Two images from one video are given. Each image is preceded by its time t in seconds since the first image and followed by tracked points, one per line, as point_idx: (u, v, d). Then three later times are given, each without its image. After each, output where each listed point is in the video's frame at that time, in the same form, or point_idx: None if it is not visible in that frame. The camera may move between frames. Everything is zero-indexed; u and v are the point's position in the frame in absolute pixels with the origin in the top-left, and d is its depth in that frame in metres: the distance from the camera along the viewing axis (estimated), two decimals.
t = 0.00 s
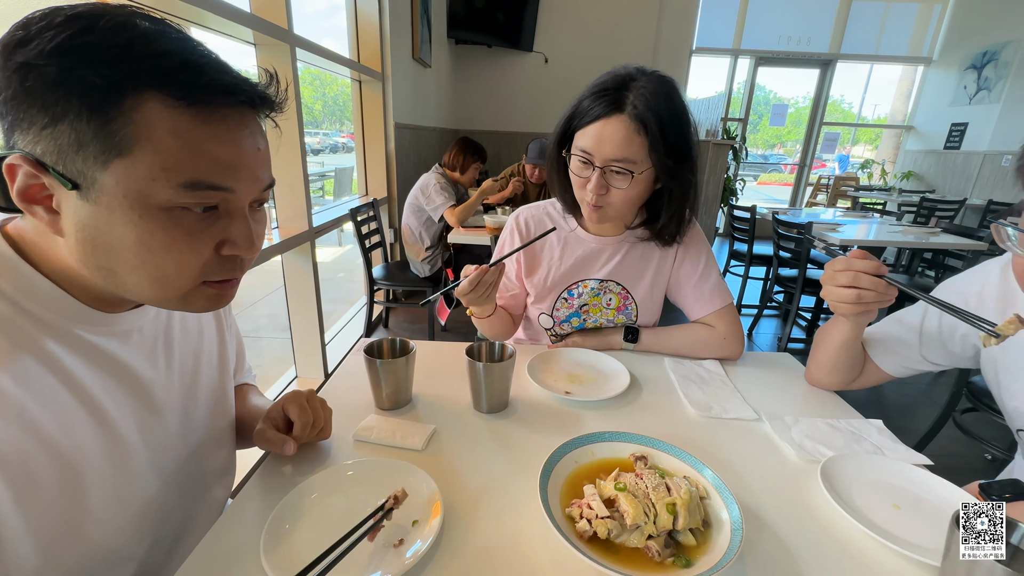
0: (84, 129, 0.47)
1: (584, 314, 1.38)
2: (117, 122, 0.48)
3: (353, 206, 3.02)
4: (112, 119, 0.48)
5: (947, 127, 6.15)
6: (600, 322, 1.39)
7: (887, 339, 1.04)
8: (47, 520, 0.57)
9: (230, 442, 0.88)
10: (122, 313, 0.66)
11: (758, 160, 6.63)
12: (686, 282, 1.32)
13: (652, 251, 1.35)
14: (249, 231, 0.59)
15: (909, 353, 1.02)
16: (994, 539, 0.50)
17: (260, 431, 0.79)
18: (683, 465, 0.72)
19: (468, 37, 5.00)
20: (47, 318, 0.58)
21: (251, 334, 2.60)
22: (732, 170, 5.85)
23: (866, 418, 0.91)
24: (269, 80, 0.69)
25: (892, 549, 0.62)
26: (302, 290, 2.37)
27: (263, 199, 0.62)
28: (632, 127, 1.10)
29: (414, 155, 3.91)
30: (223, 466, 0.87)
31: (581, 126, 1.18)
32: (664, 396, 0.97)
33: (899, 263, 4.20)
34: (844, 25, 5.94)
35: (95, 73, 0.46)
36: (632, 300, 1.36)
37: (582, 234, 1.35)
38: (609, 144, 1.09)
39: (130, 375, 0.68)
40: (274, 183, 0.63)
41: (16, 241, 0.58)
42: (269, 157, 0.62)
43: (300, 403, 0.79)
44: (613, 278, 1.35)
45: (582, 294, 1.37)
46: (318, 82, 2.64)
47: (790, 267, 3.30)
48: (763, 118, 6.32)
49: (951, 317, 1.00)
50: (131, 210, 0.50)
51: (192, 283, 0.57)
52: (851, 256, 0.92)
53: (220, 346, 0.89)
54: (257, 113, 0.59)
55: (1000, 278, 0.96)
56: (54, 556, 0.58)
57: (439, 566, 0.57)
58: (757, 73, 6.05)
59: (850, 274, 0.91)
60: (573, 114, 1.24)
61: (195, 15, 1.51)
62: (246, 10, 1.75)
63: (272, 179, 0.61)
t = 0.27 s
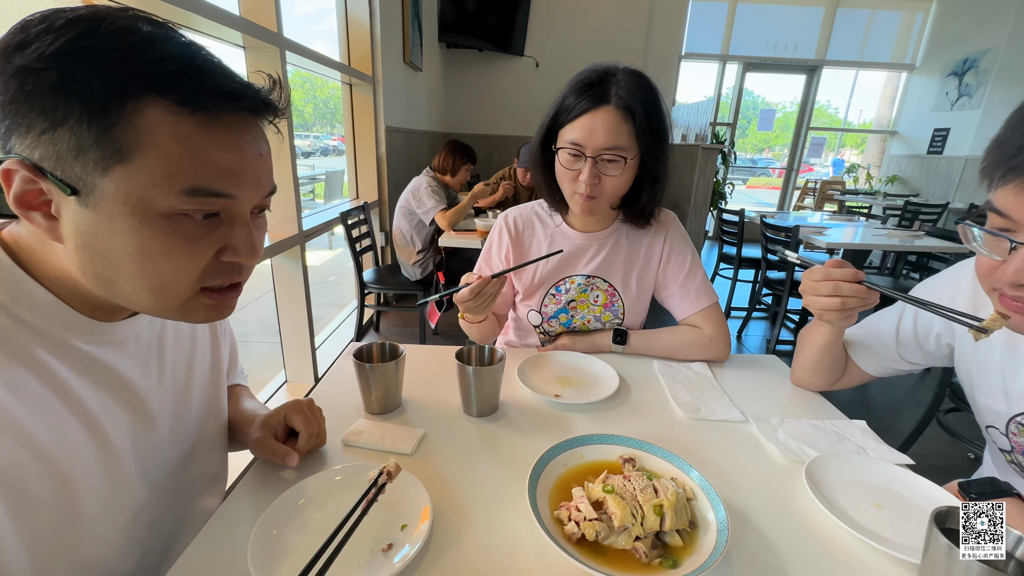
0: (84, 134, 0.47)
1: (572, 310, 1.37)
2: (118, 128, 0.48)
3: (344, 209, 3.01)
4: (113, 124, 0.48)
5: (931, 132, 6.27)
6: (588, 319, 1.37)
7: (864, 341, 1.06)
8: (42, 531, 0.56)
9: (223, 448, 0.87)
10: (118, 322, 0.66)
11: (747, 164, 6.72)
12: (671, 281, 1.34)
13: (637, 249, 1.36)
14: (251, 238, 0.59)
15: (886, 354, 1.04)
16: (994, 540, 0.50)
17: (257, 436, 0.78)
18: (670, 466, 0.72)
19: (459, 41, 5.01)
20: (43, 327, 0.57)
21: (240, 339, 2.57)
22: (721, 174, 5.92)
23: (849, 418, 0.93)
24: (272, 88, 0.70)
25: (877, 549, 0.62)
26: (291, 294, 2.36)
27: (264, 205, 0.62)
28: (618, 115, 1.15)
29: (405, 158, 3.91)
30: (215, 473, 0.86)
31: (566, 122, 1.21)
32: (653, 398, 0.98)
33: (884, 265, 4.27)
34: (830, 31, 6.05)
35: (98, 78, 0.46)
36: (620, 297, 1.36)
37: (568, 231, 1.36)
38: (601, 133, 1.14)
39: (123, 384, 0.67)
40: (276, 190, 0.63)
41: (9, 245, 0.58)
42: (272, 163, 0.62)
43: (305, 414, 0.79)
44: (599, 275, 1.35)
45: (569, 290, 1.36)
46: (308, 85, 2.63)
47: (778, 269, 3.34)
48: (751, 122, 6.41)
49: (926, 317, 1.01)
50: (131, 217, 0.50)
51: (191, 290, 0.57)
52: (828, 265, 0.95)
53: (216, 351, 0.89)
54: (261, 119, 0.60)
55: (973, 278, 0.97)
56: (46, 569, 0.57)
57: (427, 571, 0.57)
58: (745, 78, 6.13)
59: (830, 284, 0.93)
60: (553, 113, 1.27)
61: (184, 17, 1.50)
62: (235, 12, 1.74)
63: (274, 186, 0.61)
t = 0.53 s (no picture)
0: (104, 155, 0.48)
1: (561, 311, 1.38)
2: (138, 150, 0.49)
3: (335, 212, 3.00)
4: (134, 147, 0.48)
5: (914, 136, 6.40)
6: (576, 320, 1.38)
7: (848, 341, 1.09)
8: (49, 544, 0.56)
9: (218, 455, 0.87)
10: (120, 330, 0.66)
11: (735, 167, 6.80)
12: (659, 282, 1.35)
13: (625, 250, 1.38)
14: (259, 257, 0.59)
15: (869, 354, 1.07)
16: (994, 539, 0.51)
17: (247, 451, 0.77)
18: (658, 467, 0.74)
19: (450, 44, 5.02)
20: (49, 337, 0.57)
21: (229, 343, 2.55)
22: (711, 177, 5.98)
23: (832, 418, 0.95)
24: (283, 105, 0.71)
25: (860, 546, 0.64)
26: (282, 298, 2.34)
27: (274, 223, 0.63)
28: (609, 118, 1.17)
29: (396, 161, 3.91)
30: (210, 479, 0.86)
31: (557, 127, 1.23)
32: (642, 400, 0.99)
33: (870, 267, 4.34)
34: (815, 37, 6.15)
35: (121, 102, 0.47)
36: (607, 299, 1.37)
37: (558, 233, 1.37)
38: (594, 136, 1.16)
39: (125, 395, 0.67)
40: (285, 209, 0.64)
41: (15, 254, 0.58)
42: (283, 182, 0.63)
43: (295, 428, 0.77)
44: (587, 276, 1.37)
45: (558, 291, 1.37)
46: (299, 88, 2.62)
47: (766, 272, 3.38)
48: (740, 126, 6.49)
49: (907, 318, 1.04)
50: (145, 237, 0.50)
51: (200, 306, 0.57)
52: (807, 263, 0.97)
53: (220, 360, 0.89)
54: (276, 140, 0.61)
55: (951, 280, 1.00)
56: None
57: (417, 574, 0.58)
58: (733, 82, 6.21)
59: (809, 282, 0.96)
60: (541, 120, 1.29)
61: (174, 21, 1.50)
62: (225, 16, 1.74)
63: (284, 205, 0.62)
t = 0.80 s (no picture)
0: (79, 148, 0.47)
1: (552, 312, 1.38)
2: (113, 144, 0.48)
3: (325, 215, 2.97)
4: (109, 142, 0.47)
5: (898, 138, 6.51)
6: (567, 321, 1.38)
7: (836, 342, 1.10)
8: (30, 551, 0.54)
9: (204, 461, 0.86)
10: (105, 332, 0.65)
11: (725, 169, 6.87)
12: (650, 284, 1.36)
13: (615, 251, 1.38)
14: (240, 253, 0.58)
15: (856, 354, 1.08)
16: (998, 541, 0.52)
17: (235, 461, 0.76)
18: (649, 468, 0.74)
19: (440, 46, 5.02)
20: (28, 337, 0.56)
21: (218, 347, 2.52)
22: (700, 179, 6.03)
23: (820, 417, 0.96)
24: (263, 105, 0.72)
25: (851, 546, 0.64)
26: (271, 301, 2.31)
27: (253, 221, 0.62)
28: (600, 120, 1.17)
29: (387, 163, 3.89)
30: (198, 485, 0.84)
31: (548, 130, 1.23)
32: (633, 401, 0.99)
33: (857, 268, 4.40)
34: (802, 41, 6.24)
35: (96, 96, 0.47)
36: (598, 300, 1.38)
37: (550, 235, 1.37)
38: (586, 138, 1.16)
39: (104, 397, 0.65)
40: (266, 206, 0.64)
41: None
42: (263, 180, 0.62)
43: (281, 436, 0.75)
44: (578, 278, 1.37)
45: (550, 293, 1.37)
46: (288, 89, 2.60)
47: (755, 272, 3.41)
48: (728, 128, 6.56)
49: (893, 318, 1.05)
50: (120, 231, 0.49)
51: (178, 304, 0.56)
52: (794, 264, 0.98)
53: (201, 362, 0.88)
54: (256, 137, 0.60)
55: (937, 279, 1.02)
56: None
57: None
58: (722, 86, 6.28)
59: (797, 283, 0.97)
60: (532, 123, 1.29)
61: (160, 21, 1.47)
62: (212, 17, 1.72)
63: (264, 202, 0.61)
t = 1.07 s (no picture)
0: (32, 141, 0.45)
1: (542, 315, 1.37)
2: (68, 136, 0.45)
3: (314, 217, 2.95)
4: (63, 133, 0.45)
5: (883, 140, 6.62)
6: (558, 323, 1.38)
7: (823, 343, 1.10)
8: None
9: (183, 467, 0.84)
10: (75, 330, 0.63)
11: (714, 170, 6.93)
12: (640, 285, 1.36)
13: (606, 252, 1.38)
14: (206, 248, 0.56)
15: (844, 354, 1.09)
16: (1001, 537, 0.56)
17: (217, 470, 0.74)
18: (638, 470, 0.74)
19: (431, 48, 5.01)
20: None
21: (205, 351, 2.49)
22: (690, 180, 6.08)
23: (808, 417, 0.96)
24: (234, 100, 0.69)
25: (837, 545, 0.65)
26: (259, 304, 2.29)
27: (221, 216, 0.59)
28: (592, 121, 1.18)
29: (377, 164, 3.87)
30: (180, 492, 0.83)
31: (540, 132, 1.22)
32: (623, 402, 0.99)
33: (844, 268, 4.46)
34: (789, 44, 6.32)
35: (48, 87, 0.44)
36: (588, 302, 1.38)
37: (541, 238, 1.37)
38: (579, 140, 1.16)
39: (71, 400, 0.63)
40: (234, 201, 0.61)
41: None
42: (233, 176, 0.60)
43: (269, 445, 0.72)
44: (569, 279, 1.37)
45: (540, 295, 1.37)
46: (277, 90, 2.57)
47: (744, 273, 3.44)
48: (717, 130, 6.62)
49: (878, 318, 1.06)
50: (78, 225, 0.47)
51: (145, 300, 0.53)
52: (781, 265, 0.99)
53: (179, 366, 0.85)
54: (223, 133, 0.58)
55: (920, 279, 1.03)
56: None
57: None
58: (710, 88, 6.33)
59: (784, 284, 0.97)
60: (522, 126, 1.28)
61: (143, 20, 1.45)
62: (198, 16, 1.69)
63: (233, 195, 0.59)
